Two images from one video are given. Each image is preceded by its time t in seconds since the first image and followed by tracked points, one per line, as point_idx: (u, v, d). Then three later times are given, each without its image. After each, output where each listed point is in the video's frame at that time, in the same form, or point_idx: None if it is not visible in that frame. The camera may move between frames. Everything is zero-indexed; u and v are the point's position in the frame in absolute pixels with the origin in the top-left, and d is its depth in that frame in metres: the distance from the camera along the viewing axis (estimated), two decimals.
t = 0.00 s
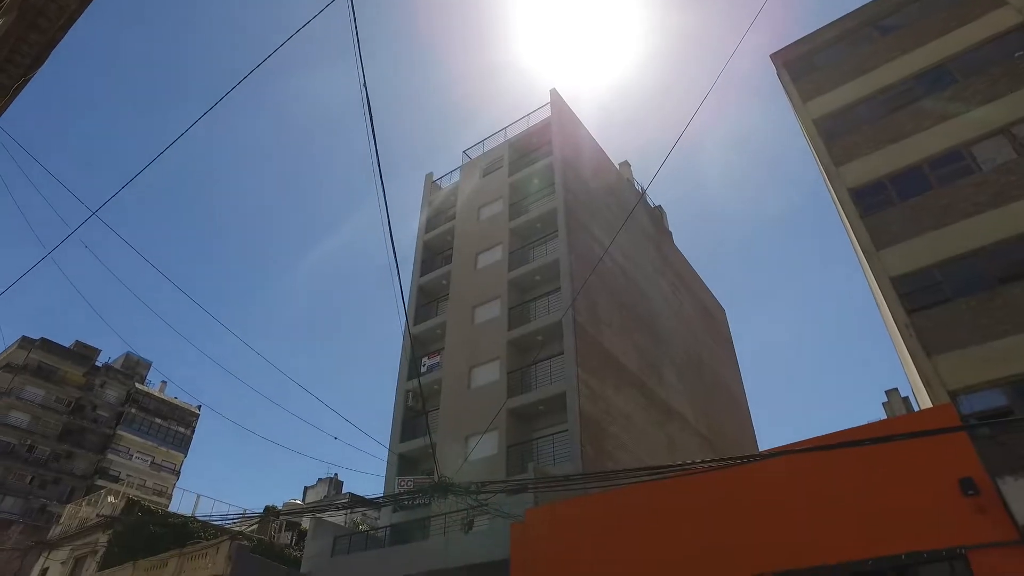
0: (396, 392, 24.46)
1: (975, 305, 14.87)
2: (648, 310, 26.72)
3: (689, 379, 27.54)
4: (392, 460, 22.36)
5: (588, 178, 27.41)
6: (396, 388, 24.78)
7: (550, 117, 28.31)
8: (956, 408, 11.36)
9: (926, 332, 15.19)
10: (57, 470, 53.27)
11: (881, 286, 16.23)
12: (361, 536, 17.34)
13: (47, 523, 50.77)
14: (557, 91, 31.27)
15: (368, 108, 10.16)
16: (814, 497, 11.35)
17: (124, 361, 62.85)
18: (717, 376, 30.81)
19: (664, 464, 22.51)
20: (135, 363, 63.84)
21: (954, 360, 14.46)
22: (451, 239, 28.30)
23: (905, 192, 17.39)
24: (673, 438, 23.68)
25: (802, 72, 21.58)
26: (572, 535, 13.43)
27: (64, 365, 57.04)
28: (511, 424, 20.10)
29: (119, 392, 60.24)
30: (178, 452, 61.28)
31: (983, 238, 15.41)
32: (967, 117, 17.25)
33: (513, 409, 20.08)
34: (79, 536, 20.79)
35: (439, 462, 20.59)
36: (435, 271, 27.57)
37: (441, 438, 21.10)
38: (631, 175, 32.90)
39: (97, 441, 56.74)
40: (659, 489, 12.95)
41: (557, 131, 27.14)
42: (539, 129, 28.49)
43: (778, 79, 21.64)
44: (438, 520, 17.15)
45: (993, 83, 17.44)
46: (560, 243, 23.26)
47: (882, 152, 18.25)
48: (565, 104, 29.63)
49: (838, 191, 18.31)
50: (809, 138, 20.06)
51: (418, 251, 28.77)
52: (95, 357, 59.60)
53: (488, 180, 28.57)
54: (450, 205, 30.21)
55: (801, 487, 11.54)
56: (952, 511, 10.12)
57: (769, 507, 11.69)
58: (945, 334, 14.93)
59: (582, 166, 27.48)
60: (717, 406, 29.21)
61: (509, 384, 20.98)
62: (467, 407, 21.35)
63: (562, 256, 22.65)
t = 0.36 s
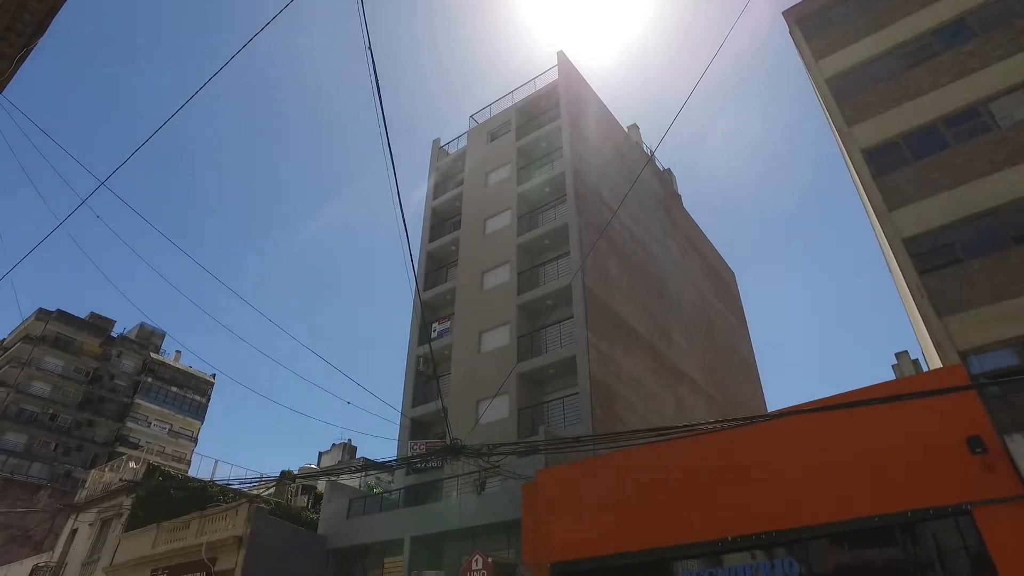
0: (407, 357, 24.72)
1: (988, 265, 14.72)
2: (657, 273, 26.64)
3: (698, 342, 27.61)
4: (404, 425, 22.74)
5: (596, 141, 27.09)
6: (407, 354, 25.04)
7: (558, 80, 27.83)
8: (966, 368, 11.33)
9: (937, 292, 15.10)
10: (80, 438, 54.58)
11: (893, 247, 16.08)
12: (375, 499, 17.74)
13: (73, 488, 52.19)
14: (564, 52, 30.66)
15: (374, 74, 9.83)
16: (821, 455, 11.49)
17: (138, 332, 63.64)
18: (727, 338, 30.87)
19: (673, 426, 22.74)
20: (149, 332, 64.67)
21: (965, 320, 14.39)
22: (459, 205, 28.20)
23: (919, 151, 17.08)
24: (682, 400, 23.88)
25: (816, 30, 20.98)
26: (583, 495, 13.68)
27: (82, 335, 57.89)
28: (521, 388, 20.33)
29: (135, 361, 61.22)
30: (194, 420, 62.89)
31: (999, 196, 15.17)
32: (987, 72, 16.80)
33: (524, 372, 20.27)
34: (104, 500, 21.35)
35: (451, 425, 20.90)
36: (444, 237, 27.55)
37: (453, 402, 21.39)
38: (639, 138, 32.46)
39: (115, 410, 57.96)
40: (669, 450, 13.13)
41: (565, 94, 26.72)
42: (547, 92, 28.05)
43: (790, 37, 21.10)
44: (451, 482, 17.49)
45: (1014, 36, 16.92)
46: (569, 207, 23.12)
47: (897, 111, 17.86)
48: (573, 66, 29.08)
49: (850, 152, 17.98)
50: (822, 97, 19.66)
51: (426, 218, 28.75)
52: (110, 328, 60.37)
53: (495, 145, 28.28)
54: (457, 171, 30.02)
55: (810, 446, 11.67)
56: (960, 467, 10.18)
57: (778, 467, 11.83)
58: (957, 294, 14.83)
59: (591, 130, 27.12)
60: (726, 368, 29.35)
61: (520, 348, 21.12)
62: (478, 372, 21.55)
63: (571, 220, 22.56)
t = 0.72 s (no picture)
0: (418, 325, 24.93)
1: (1004, 227, 14.51)
2: (667, 239, 26.49)
3: (709, 308, 27.57)
4: (417, 392, 23.06)
5: (605, 106, 26.70)
6: (418, 322, 25.24)
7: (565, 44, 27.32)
8: (979, 331, 11.19)
9: (950, 255, 14.94)
10: (100, 408, 55.89)
11: (906, 210, 15.89)
12: (389, 464, 18.07)
13: (96, 457, 53.73)
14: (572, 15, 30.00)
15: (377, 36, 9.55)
16: (831, 417, 11.55)
17: (152, 304, 64.28)
18: (737, 303, 30.78)
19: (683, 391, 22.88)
20: (163, 305, 65.35)
21: (979, 283, 14.26)
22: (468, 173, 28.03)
23: (935, 112, 16.72)
24: (692, 365, 23.96)
25: None
26: (593, 460, 13.87)
27: (98, 309, 58.62)
28: (532, 354, 20.47)
29: (150, 333, 62.00)
30: (210, 390, 63.97)
31: (1016, 157, 14.86)
32: (1008, 29, 16.30)
33: (534, 339, 20.39)
34: (125, 468, 21.88)
35: (463, 391, 21.17)
36: (453, 205, 27.48)
37: (464, 369, 21.61)
38: (649, 102, 31.93)
39: (133, 380, 59.05)
40: (679, 414, 13.26)
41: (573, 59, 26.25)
42: (554, 57, 27.56)
43: None
44: (464, 447, 17.77)
45: None
46: (578, 173, 22.91)
47: (913, 71, 17.41)
48: (580, 29, 28.49)
49: (864, 114, 17.63)
50: (836, 57, 19.19)
51: (435, 186, 28.66)
52: (124, 301, 61.10)
53: (503, 111, 27.94)
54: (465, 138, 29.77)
55: (819, 409, 11.74)
56: (969, 429, 10.18)
57: (787, 430, 11.92)
58: (971, 257, 14.67)
59: (599, 95, 26.70)
60: (737, 333, 29.35)
61: (530, 315, 21.21)
62: (488, 339, 21.71)
63: (580, 186, 22.38)
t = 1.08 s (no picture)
0: (428, 296, 25.05)
1: (1020, 190, 14.27)
2: (677, 208, 26.29)
3: (719, 276, 27.45)
4: (428, 361, 23.30)
5: (614, 74, 26.28)
6: (428, 293, 25.36)
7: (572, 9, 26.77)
8: (992, 295, 11.05)
9: (964, 220, 14.76)
10: (117, 381, 57.02)
11: (920, 175, 15.66)
12: (401, 433, 18.31)
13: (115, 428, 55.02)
14: None
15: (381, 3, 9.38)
16: (842, 383, 11.57)
17: (164, 279, 64.68)
18: (747, 271, 30.61)
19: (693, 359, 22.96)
20: (175, 279, 65.76)
21: (993, 248, 14.11)
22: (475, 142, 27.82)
23: (952, 73, 16.32)
24: (702, 333, 23.96)
25: None
26: (603, 427, 14.00)
27: (110, 284, 59.20)
28: (542, 323, 20.54)
29: (163, 307, 62.63)
30: (223, 362, 64.82)
31: None
32: None
33: (543, 308, 20.43)
34: (143, 439, 22.34)
35: (474, 360, 21.35)
36: (461, 174, 27.34)
37: (474, 338, 21.76)
38: (658, 68, 31.35)
39: (148, 353, 59.96)
40: (688, 381, 13.33)
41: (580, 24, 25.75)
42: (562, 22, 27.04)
43: None
44: (475, 415, 18.00)
45: None
46: (586, 141, 22.66)
47: (931, 30, 16.94)
48: None
49: (879, 77, 17.24)
50: (851, 18, 18.70)
51: (443, 156, 28.52)
52: (136, 275, 61.65)
53: (510, 79, 27.57)
54: (472, 107, 29.47)
55: (829, 375, 11.76)
56: (979, 395, 10.17)
57: (796, 396, 11.96)
58: (986, 222, 14.47)
59: (608, 61, 26.25)
60: (747, 301, 29.26)
61: (539, 284, 21.23)
62: (498, 308, 21.79)
63: (589, 155, 22.16)
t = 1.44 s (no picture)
0: (436, 269, 25.11)
1: None
2: (685, 179, 26.07)
3: (727, 247, 27.32)
4: (436, 333, 23.48)
5: (621, 42, 25.84)
6: (436, 266, 25.42)
7: None
8: (1004, 264, 10.91)
9: (977, 189, 14.57)
10: (130, 355, 57.79)
11: (932, 143, 15.43)
12: (411, 405, 18.51)
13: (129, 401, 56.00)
14: None
15: None
16: (849, 353, 11.57)
17: (173, 254, 64.98)
18: (755, 242, 30.44)
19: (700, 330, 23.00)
20: (183, 255, 66.04)
21: (1006, 217, 13.95)
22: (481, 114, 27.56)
23: (969, 38, 15.93)
24: (709, 304, 23.94)
25: None
26: (611, 397, 14.09)
27: (119, 260, 59.53)
28: (549, 295, 20.57)
29: (173, 283, 62.97)
30: (234, 337, 65.46)
31: None
32: None
33: (551, 280, 20.44)
34: (157, 412, 22.71)
35: (482, 332, 21.50)
36: (467, 146, 27.17)
37: (482, 310, 21.87)
38: (666, 36, 30.80)
39: (159, 328, 60.60)
40: (696, 352, 13.36)
41: None
42: None
43: None
44: (484, 386, 18.16)
45: None
46: (593, 111, 22.40)
47: None
48: None
49: (892, 42, 16.86)
50: None
51: (449, 128, 28.33)
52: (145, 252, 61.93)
53: (516, 48, 27.17)
54: (478, 77, 29.11)
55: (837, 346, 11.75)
56: (988, 364, 10.13)
57: (804, 366, 11.97)
58: (1000, 190, 14.28)
59: (615, 29, 25.78)
60: (754, 272, 29.16)
61: (546, 256, 21.22)
62: (506, 280, 21.84)
63: (596, 125, 21.93)
